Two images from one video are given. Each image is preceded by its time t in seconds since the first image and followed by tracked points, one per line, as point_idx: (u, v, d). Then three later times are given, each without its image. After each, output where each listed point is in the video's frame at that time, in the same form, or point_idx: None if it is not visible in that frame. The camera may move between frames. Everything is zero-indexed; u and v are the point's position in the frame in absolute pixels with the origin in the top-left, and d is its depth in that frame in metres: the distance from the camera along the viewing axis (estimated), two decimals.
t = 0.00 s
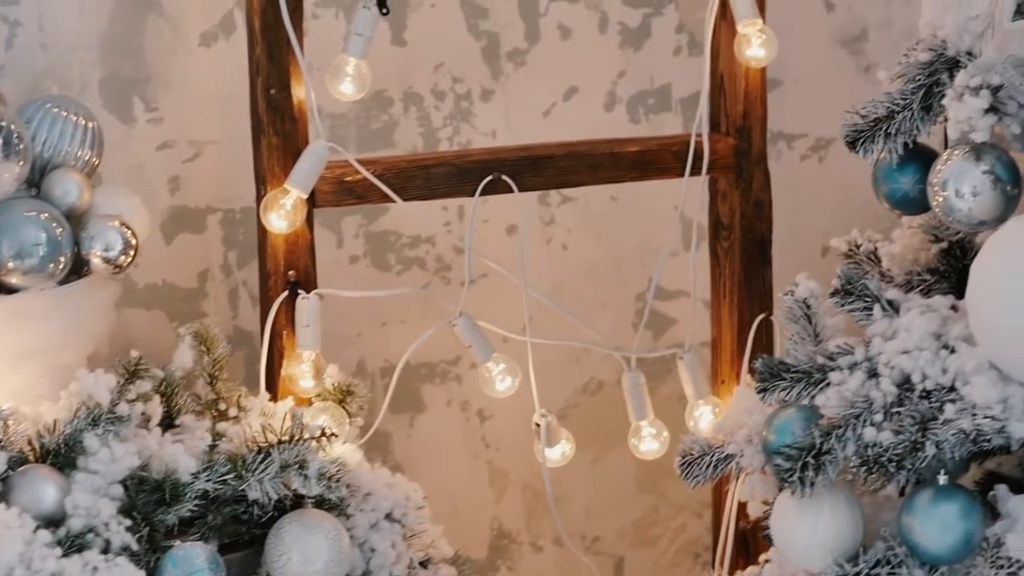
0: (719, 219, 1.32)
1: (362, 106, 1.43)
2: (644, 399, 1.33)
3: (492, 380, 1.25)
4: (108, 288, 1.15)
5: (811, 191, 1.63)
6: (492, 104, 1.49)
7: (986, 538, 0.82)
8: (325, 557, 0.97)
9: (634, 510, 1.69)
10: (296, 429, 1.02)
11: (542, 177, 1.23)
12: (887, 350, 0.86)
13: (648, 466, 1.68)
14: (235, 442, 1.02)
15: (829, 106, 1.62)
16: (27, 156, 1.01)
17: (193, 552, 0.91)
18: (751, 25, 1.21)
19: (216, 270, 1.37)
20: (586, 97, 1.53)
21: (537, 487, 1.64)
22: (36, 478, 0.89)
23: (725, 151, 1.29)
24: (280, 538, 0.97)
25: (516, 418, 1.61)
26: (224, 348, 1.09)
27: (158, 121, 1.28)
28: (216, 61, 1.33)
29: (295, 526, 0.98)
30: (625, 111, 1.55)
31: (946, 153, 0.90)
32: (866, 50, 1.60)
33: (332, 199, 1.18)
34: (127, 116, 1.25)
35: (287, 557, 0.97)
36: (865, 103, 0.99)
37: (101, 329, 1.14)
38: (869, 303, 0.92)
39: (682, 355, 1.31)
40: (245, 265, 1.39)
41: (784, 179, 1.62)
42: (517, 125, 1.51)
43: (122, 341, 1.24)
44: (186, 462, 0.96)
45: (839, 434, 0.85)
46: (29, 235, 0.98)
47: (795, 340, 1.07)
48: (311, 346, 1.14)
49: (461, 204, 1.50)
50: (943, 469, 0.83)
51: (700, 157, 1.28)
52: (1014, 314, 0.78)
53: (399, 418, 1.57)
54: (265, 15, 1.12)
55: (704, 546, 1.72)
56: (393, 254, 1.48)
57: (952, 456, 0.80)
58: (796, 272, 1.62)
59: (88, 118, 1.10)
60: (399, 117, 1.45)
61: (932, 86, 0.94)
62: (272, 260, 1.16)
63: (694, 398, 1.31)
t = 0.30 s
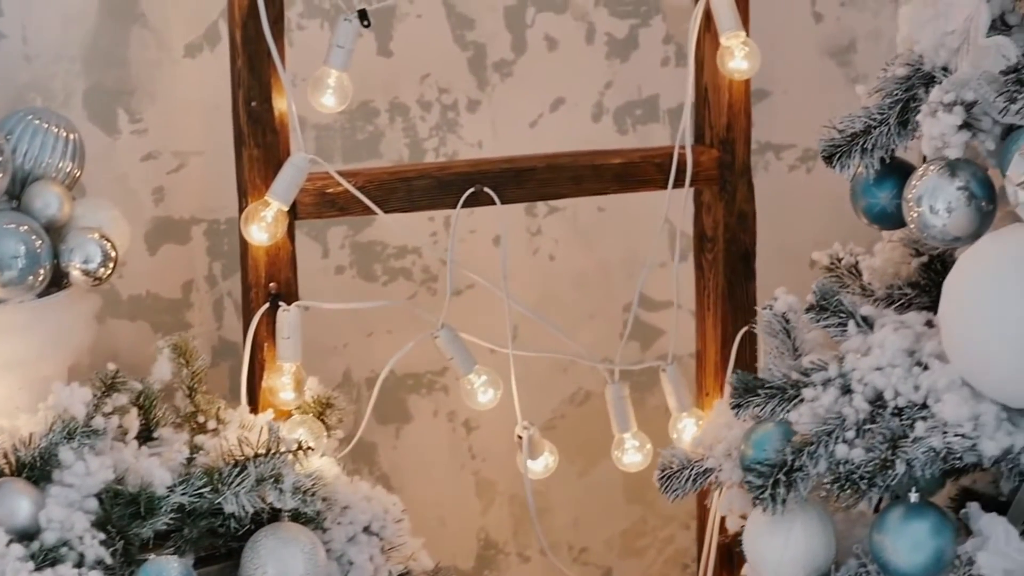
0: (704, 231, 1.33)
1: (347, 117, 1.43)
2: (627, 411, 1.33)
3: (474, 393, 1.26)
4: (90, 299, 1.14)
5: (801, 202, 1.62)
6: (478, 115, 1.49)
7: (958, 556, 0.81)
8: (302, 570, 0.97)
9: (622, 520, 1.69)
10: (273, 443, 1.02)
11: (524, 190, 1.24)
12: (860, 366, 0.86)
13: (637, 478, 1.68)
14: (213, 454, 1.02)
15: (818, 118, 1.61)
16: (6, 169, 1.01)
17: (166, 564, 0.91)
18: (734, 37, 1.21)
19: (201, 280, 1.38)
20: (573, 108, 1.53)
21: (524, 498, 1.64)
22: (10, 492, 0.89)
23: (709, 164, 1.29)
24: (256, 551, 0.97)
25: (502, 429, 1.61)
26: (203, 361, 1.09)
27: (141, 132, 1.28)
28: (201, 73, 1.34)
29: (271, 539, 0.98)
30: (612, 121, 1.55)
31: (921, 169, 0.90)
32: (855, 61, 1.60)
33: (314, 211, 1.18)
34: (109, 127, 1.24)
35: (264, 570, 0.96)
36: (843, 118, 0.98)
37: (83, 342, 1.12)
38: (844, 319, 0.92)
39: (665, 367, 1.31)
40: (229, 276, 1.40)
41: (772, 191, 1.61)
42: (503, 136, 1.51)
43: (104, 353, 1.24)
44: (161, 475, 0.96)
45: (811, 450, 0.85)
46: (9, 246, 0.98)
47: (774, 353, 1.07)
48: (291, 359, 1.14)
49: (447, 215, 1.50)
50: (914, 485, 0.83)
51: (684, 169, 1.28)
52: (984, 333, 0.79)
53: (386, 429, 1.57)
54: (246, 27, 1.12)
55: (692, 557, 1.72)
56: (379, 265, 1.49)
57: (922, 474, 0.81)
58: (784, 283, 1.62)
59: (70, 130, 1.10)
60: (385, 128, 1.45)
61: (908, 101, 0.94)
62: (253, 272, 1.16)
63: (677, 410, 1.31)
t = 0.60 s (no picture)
0: (689, 242, 1.33)
1: (334, 128, 1.44)
2: (612, 421, 1.33)
3: (457, 403, 1.26)
4: (72, 311, 1.13)
5: (790, 212, 1.62)
6: (466, 125, 1.50)
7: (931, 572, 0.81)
8: None
9: (611, 530, 1.69)
10: (252, 454, 1.02)
11: (508, 201, 1.24)
12: (835, 381, 0.86)
13: (626, 487, 1.68)
14: (192, 466, 1.02)
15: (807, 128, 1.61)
16: None
17: None
18: (719, 48, 1.22)
19: (187, 290, 1.38)
20: (561, 118, 1.53)
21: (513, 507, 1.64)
22: None
23: (693, 175, 1.29)
24: (234, 564, 0.97)
25: (490, 438, 1.61)
26: (184, 372, 1.09)
27: (128, 142, 1.28)
28: (186, 84, 1.32)
29: (250, 552, 0.97)
30: (600, 131, 1.55)
31: (898, 183, 0.89)
32: (845, 71, 1.59)
33: (296, 222, 1.19)
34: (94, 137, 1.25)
35: None
36: (821, 132, 0.99)
37: (65, 353, 1.12)
38: (820, 333, 0.93)
39: (649, 378, 1.31)
40: (216, 286, 1.39)
41: (760, 202, 1.61)
42: (491, 146, 1.51)
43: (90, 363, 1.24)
44: (139, 487, 0.96)
45: (785, 465, 0.85)
46: None
47: (755, 366, 1.06)
48: (274, 370, 1.13)
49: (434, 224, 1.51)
50: (888, 500, 0.83)
51: (668, 180, 1.28)
52: (958, 348, 0.79)
53: (374, 437, 1.57)
54: (229, 39, 1.12)
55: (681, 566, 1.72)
56: (366, 274, 1.49)
57: (894, 489, 0.81)
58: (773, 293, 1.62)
59: (53, 141, 1.10)
60: (372, 137, 1.46)
61: (887, 115, 0.94)
62: (237, 283, 1.16)
63: (662, 421, 1.31)
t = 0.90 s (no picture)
0: (677, 252, 1.32)
1: (323, 136, 1.44)
2: (598, 430, 1.33)
3: (443, 412, 1.27)
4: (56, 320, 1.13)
5: (780, 221, 1.61)
6: (455, 134, 1.50)
7: None
8: None
9: (601, 537, 1.69)
10: (233, 464, 1.03)
11: (494, 211, 1.24)
12: (811, 394, 0.86)
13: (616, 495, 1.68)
14: (174, 475, 1.02)
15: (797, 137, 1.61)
16: None
17: None
18: (704, 59, 1.22)
19: (176, 298, 1.36)
20: (551, 127, 1.53)
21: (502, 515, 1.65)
22: None
23: (680, 185, 1.30)
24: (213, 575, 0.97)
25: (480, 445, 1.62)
26: (169, 381, 1.09)
27: (117, 151, 1.29)
28: (175, 91, 1.30)
29: (229, 563, 0.97)
30: (590, 140, 1.55)
31: (876, 196, 0.89)
32: (835, 80, 1.59)
33: (282, 232, 1.19)
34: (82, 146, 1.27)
35: None
36: (801, 144, 0.98)
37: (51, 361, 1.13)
38: (797, 346, 0.94)
39: (635, 388, 1.31)
40: (205, 293, 1.37)
41: (751, 211, 1.60)
42: (481, 155, 1.52)
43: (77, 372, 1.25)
44: (120, 497, 0.96)
45: (760, 478, 0.85)
46: None
47: (737, 378, 1.04)
48: (259, 379, 1.14)
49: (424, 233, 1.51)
50: (863, 513, 0.83)
51: (654, 191, 1.28)
52: (931, 362, 0.78)
53: (363, 445, 1.57)
54: (214, 49, 1.12)
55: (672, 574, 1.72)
56: (356, 282, 1.49)
57: (868, 503, 0.81)
58: (763, 302, 1.62)
59: (39, 150, 1.09)
60: (362, 146, 1.46)
61: (867, 128, 0.94)
62: (222, 291, 1.17)
63: (648, 430, 1.30)
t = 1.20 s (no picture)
0: (664, 260, 1.33)
1: (313, 143, 1.45)
2: (585, 437, 1.33)
3: (430, 420, 1.27)
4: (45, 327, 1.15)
5: (770, 228, 1.62)
6: (445, 141, 1.51)
7: None
8: None
9: (592, 544, 1.69)
10: (215, 471, 1.03)
11: (480, 219, 1.25)
12: (787, 405, 0.87)
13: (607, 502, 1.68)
14: (158, 482, 1.03)
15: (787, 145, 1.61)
16: None
17: None
18: (690, 68, 1.22)
19: (166, 305, 1.36)
20: (541, 134, 1.54)
21: (493, 522, 1.65)
22: None
23: (666, 194, 1.30)
24: None
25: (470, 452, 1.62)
26: (153, 388, 1.10)
27: (107, 158, 1.30)
28: (164, 97, 1.31)
29: (210, 569, 0.98)
30: (581, 148, 1.55)
31: (853, 207, 0.89)
32: (826, 88, 1.59)
33: (268, 240, 1.20)
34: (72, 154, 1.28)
35: None
36: (781, 155, 0.99)
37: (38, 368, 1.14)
38: (774, 356, 0.96)
39: (622, 396, 1.31)
40: (195, 300, 1.37)
41: (741, 219, 1.61)
42: (471, 162, 1.52)
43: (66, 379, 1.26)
44: (101, 504, 0.97)
45: (734, 489, 0.85)
46: None
47: (719, 386, 1.03)
48: (244, 386, 1.14)
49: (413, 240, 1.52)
50: (836, 524, 0.83)
51: (640, 200, 1.28)
52: (903, 375, 0.78)
53: (354, 452, 1.58)
54: (200, 57, 1.13)
55: None
56: (346, 289, 1.50)
57: (841, 514, 0.82)
58: (753, 310, 1.62)
59: (25, 158, 1.09)
60: (352, 153, 1.47)
61: (845, 139, 0.93)
62: (208, 299, 1.17)
63: (635, 438, 1.30)
